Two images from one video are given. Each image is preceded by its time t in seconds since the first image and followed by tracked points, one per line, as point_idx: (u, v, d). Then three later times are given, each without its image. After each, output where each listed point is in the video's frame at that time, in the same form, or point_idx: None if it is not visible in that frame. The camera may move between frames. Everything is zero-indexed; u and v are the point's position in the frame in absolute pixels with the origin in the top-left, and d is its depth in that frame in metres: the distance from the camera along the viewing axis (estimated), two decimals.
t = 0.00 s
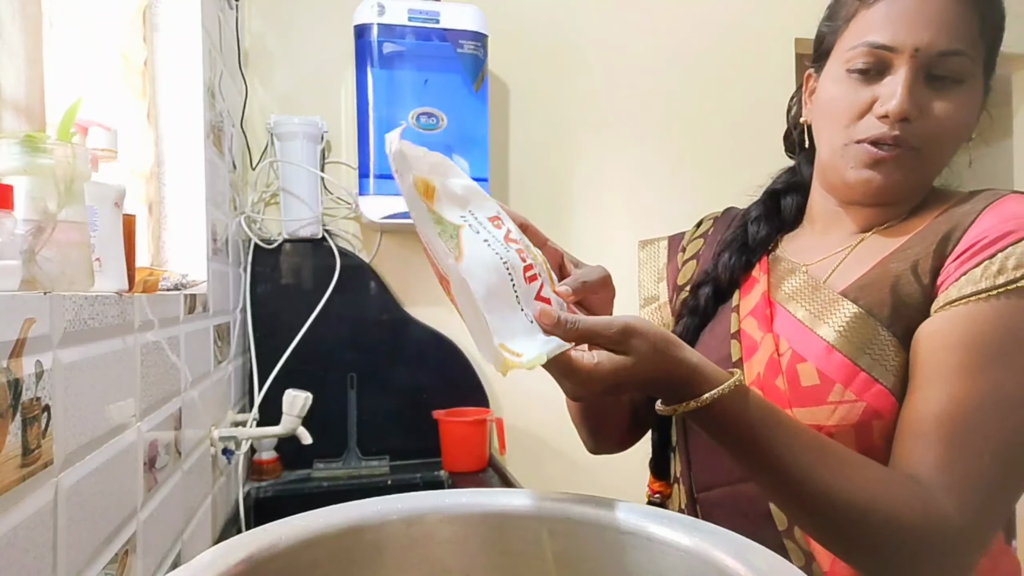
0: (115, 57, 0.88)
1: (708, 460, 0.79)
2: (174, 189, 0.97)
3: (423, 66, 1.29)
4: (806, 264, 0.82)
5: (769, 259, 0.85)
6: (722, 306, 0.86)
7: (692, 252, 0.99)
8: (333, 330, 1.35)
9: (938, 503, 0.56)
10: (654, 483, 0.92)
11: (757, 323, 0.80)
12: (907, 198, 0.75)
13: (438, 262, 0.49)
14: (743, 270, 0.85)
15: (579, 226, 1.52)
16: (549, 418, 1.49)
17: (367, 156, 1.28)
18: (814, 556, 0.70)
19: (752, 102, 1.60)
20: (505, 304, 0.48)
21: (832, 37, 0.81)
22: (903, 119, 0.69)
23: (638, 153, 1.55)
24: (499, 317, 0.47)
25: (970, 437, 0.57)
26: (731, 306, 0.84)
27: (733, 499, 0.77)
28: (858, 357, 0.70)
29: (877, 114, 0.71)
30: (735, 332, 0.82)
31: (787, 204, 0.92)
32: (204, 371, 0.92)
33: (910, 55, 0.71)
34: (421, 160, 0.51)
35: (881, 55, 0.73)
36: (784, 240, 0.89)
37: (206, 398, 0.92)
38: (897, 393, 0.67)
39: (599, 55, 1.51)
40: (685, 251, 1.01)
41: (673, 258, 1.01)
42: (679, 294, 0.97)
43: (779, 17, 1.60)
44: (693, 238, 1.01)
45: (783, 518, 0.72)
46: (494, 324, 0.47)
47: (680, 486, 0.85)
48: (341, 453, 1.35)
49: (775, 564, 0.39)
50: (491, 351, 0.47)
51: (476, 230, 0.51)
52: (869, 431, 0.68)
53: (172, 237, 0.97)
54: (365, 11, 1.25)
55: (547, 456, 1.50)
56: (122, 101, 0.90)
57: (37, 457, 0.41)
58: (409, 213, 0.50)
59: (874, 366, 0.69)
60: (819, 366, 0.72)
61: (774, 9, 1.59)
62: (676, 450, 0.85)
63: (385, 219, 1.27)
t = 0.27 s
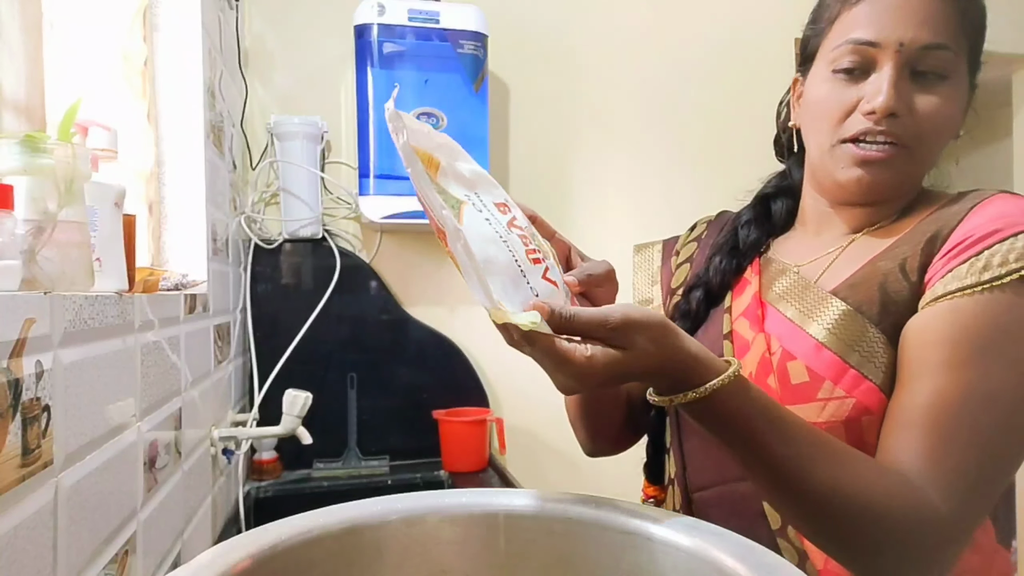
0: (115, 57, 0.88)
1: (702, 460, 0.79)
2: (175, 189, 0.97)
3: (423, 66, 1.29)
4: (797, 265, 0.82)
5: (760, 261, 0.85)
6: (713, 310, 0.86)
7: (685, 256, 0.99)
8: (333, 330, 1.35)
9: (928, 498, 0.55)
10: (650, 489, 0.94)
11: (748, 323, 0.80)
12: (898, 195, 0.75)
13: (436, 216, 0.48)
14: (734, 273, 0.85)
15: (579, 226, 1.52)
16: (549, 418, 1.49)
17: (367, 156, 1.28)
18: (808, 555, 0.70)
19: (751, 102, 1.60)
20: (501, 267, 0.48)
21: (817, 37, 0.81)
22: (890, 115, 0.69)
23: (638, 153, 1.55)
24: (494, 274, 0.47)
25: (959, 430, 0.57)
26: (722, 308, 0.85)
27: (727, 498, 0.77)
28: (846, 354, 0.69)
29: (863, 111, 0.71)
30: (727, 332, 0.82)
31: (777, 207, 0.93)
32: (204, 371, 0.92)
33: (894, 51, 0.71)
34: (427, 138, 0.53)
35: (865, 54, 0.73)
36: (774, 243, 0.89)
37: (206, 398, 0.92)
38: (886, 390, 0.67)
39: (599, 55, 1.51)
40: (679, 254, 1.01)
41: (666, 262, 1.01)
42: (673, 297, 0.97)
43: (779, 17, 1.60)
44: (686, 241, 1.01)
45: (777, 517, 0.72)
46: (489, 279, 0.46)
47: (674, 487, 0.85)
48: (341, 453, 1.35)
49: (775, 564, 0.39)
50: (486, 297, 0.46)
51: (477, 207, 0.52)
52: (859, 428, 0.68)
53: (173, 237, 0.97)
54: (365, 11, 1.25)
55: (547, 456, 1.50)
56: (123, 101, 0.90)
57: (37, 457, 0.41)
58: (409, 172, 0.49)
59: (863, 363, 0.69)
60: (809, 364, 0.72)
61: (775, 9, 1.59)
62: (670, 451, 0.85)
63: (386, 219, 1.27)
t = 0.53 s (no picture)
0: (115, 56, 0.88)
1: (695, 462, 0.79)
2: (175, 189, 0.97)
3: (423, 66, 1.29)
4: (787, 267, 0.82)
5: (751, 264, 0.85)
6: (704, 315, 0.85)
7: (677, 259, 0.98)
8: (333, 330, 1.35)
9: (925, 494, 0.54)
10: (642, 494, 0.93)
11: (740, 325, 0.79)
12: (886, 194, 0.75)
13: (462, 221, 0.48)
14: (725, 277, 0.85)
15: (579, 226, 1.52)
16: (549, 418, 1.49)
17: (366, 156, 1.27)
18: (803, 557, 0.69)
19: (752, 102, 1.60)
20: (524, 272, 0.48)
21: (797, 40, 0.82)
22: (875, 117, 0.69)
23: (638, 153, 1.55)
24: (516, 278, 0.47)
25: (955, 425, 0.56)
26: (714, 312, 0.84)
27: (722, 501, 0.76)
28: (839, 354, 0.69)
29: (849, 114, 0.71)
30: (717, 335, 0.81)
31: (767, 211, 0.92)
32: (203, 371, 0.92)
33: (875, 52, 0.71)
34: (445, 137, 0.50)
35: (847, 57, 0.73)
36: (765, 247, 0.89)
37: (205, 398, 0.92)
38: (880, 391, 0.67)
39: (599, 55, 1.51)
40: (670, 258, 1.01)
41: (658, 264, 1.01)
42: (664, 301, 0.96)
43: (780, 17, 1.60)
44: (678, 244, 1.01)
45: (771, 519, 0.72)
46: (513, 285, 0.47)
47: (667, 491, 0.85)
48: (340, 454, 1.34)
49: (776, 564, 0.39)
50: (514, 301, 0.47)
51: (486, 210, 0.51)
52: (853, 428, 0.68)
53: (173, 237, 0.97)
54: (365, 10, 1.25)
55: (547, 456, 1.50)
56: (123, 101, 0.90)
57: (37, 457, 0.41)
58: (432, 174, 0.47)
59: (856, 363, 0.69)
60: (802, 364, 0.72)
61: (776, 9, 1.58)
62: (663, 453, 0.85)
63: (386, 219, 1.26)
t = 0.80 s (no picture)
0: (116, 56, 0.89)
1: (689, 466, 0.79)
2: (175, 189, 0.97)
3: (423, 66, 1.29)
4: (781, 272, 0.82)
5: (738, 279, 0.85)
6: (692, 336, 0.85)
7: (669, 262, 0.99)
8: (333, 330, 1.35)
9: (925, 501, 0.56)
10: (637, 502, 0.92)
11: (735, 329, 0.79)
12: (875, 194, 0.76)
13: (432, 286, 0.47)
14: (709, 298, 0.85)
15: (579, 226, 1.52)
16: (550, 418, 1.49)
17: (367, 156, 1.28)
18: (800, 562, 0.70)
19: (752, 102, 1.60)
20: (505, 324, 0.46)
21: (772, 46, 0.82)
22: (868, 110, 0.70)
23: (638, 153, 1.55)
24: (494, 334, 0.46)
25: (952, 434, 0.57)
26: (704, 333, 0.84)
27: (717, 505, 0.76)
28: (838, 362, 0.69)
29: (841, 111, 0.71)
30: (713, 340, 0.82)
31: (748, 226, 0.91)
32: (204, 370, 0.92)
33: (857, 49, 0.72)
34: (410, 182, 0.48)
35: (829, 56, 0.74)
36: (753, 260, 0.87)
37: (206, 398, 0.92)
38: (880, 399, 0.68)
39: (599, 55, 1.51)
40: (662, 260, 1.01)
41: (651, 268, 1.01)
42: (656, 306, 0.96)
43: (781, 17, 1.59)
44: (670, 248, 1.01)
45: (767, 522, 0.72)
46: (490, 342, 0.46)
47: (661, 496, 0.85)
48: (341, 453, 1.35)
49: (776, 564, 0.39)
50: (486, 371, 0.46)
51: (482, 244, 0.49)
52: (851, 436, 0.68)
53: (173, 237, 0.97)
54: (365, 11, 1.25)
55: (547, 455, 1.50)
56: (123, 101, 0.90)
57: (37, 457, 0.41)
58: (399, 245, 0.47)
59: (854, 370, 0.69)
60: (800, 371, 0.72)
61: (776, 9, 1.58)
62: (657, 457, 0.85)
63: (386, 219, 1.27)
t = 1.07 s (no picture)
0: (118, 58, 0.89)
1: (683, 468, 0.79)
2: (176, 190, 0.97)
3: (423, 67, 1.30)
4: (774, 272, 0.82)
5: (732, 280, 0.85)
6: (688, 335, 0.86)
7: (665, 263, 0.99)
8: (333, 329, 1.35)
9: (899, 500, 0.55)
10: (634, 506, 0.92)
11: (726, 330, 0.80)
12: (868, 191, 0.76)
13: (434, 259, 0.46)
14: (703, 300, 0.85)
15: (579, 226, 1.52)
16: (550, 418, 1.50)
17: (367, 156, 1.28)
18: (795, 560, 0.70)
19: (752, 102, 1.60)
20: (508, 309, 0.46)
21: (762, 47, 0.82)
22: (857, 108, 0.70)
23: (637, 153, 1.55)
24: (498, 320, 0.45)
25: (934, 429, 0.56)
26: (698, 334, 0.84)
27: (711, 506, 0.76)
28: (824, 361, 0.70)
29: (829, 110, 0.71)
30: (706, 340, 0.82)
31: (741, 227, 0.91)
32: (204, 371, 0.92)
33: (844, 49, 0.73)
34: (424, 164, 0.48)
35: (817, 56, 0.74)
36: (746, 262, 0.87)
37: (206, 398, 0.92)
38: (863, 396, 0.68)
39: (599, 55, 1.51)
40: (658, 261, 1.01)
41: (647, 269, 1.01)
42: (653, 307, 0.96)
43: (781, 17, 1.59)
44: (665, 248, 1.01)
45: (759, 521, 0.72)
46: (493, 324, 0.44)
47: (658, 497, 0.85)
48: (341, 453, 1.35)
49: (776, 563, 0.39)
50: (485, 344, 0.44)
51: (491, 230, 0.50)
52: (838, 435, 0.68)
53: (174, 237, 0.97)
54: (365, 11, 1.25)
55: (547, 455, 1.50)
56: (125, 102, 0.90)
57: (37, 457, 0.41)
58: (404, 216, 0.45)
59: (840, 368, 0.69)
60: (787, 371, 0.72)
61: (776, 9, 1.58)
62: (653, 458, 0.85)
63: (385, 219, 1.27)
